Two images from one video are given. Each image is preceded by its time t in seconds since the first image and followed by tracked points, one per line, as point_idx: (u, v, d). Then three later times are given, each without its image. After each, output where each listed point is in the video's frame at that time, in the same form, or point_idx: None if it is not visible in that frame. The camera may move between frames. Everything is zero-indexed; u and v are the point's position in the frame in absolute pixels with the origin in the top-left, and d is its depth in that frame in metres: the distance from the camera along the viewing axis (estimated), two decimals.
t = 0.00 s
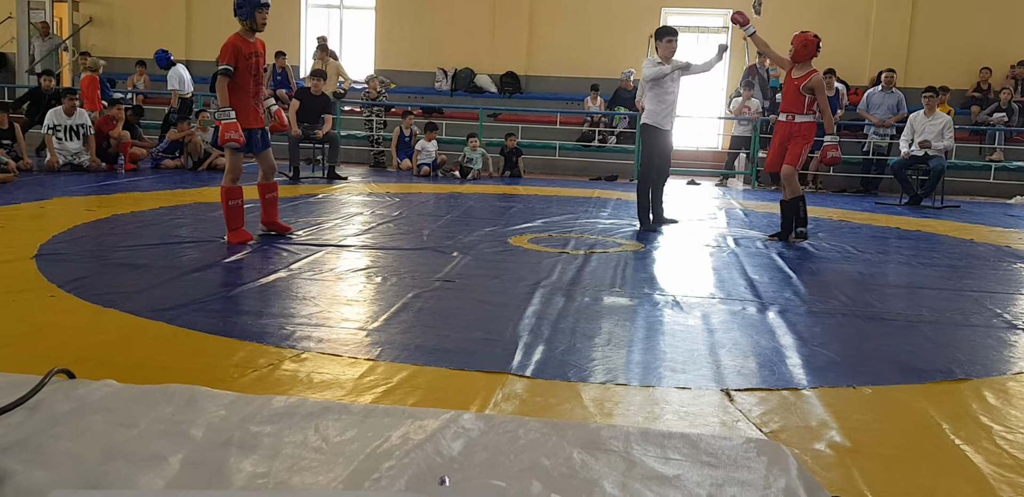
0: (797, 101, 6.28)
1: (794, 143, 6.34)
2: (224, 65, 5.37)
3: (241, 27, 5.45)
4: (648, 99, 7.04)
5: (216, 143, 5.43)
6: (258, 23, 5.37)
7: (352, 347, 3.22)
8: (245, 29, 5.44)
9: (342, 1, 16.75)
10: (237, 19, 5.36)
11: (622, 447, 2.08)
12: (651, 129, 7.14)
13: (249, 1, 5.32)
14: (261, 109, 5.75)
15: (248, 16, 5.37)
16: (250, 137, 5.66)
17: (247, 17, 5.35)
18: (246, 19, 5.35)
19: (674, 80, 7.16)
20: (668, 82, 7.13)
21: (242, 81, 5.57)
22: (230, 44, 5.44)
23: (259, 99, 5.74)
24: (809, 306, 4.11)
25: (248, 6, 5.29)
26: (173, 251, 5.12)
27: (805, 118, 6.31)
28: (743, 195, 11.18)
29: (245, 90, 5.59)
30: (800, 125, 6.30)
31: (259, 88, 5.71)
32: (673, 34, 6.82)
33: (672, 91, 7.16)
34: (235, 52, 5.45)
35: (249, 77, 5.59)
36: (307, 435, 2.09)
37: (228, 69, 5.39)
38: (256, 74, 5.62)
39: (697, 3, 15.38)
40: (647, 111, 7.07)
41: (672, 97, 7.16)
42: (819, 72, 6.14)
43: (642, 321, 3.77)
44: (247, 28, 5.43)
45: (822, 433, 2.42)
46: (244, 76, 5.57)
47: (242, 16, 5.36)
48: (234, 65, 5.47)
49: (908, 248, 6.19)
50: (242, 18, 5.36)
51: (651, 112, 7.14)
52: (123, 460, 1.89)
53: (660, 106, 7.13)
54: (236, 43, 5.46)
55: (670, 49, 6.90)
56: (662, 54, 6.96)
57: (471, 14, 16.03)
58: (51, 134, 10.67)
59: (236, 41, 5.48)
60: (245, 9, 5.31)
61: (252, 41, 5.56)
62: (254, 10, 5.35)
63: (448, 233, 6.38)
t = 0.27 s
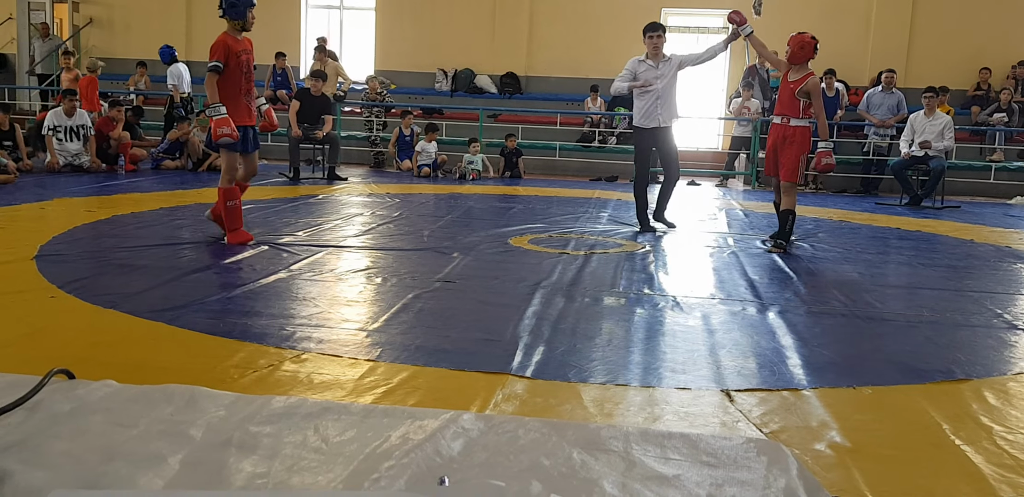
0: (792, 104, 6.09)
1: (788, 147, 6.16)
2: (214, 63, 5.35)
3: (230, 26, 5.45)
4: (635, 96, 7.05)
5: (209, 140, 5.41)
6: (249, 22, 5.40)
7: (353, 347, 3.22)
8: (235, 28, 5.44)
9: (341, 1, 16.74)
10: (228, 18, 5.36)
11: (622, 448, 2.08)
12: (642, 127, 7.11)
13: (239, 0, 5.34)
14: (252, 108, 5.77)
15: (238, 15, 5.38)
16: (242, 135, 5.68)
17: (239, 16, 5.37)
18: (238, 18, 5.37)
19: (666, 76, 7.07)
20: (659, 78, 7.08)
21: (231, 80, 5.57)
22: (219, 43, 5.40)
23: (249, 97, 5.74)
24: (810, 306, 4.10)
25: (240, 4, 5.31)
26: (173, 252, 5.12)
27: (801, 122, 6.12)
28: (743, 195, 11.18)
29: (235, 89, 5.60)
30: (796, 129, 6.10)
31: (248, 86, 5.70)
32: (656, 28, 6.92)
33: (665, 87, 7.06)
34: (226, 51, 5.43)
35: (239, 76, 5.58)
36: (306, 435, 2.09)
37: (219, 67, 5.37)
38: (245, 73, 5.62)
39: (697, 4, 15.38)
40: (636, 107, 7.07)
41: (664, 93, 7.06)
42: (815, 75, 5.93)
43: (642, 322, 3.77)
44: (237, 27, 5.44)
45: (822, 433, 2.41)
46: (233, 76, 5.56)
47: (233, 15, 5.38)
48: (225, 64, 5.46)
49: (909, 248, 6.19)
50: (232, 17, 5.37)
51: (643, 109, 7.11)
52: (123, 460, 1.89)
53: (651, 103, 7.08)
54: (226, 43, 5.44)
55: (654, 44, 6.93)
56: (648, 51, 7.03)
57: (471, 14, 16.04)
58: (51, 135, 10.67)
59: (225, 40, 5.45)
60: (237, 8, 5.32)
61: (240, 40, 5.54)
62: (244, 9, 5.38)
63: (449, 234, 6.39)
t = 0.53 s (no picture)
0: (793, 99, 5.93)
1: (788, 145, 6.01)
2: (204, 67, 5.36)
3: (220, 29, 5.43)
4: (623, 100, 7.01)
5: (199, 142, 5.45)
6: (239, 25, 5.40)
7: (352, 348, 3.23)
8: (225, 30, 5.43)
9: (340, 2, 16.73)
10: (218, 21, 5.35)
11: (621, 449, 2.08)
12: (631, 131, 7.07)
13: (229, 3, 5.32)
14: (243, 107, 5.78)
15: (229, 18, 5.37)
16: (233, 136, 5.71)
17: (229, 19, 5.36)
18: (227, 21, 5.36)
19: (656, 79, 6.99)
20: (649, 82, 7.02)
21: (223, 81, 5.57)
22: (212, 47, 5.39)
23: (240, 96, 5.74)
24: (809, 306, 4.11)
25: (230, 8, 5.30)
26: (172, 254, 5.11)
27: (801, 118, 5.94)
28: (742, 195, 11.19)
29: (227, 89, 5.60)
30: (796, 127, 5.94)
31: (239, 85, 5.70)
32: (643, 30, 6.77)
33: (654, 90, 6.99)
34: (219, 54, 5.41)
35: (230, 77, 5.58)
36: (306, 437, 2.09)
37: (210, 71, 5.38)
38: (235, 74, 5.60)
39: (696, 4, 15.37)
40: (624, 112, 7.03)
41: (654, 96, 6.99)
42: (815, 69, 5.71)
43: (641, 322, 3.78)
44: (228, 30, 5.43)
45: (822, 433, 2.42)
46: (226, 77, 5.56)
47: (222, 18, 5.37)
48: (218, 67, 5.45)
49: (907, 248, 6.19)
50: (222, 20, 5.36)
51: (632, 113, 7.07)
52: (122, 463, 1.89)
53: (640, 107, 7.02)
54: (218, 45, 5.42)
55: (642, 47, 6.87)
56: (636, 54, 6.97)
57: (470, 15, 16.03)
58: (50, 135, 10.67)
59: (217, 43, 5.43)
60: (227, 11, 5.31)
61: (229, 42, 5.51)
62: (234, 11, 5.37)
63: (448, 234, 6.39)
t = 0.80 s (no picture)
0: (788, 98, 5.78)
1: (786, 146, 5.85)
2: (196, 64, 5.36)
3: (214, 29, 5.44)
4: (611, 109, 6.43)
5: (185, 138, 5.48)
6: (235, 26, 5.41)
7: (352, 347, 3.23)
8: (218, 30, 5.44)
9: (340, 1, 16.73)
10: (214, 21, 5.35)
11: (621, 451, 2.08)
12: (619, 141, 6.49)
13: (226, 4, 5.34)
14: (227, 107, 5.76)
15: (223, 18, 5.38)
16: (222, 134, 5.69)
17: (225, 19, 5.37)
18: (223, 21, 5.36)
19: (647, 90, 6.42)
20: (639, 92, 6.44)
21: (214, 80, 5.59)
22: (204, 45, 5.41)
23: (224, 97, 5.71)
24: (809, 305, 4.11)
25: (227, 9, 5.31)
26: (172, 253, 5.11)
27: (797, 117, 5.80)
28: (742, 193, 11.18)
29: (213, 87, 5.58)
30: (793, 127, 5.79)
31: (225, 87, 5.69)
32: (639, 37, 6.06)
33: (644, 101, 6.43)
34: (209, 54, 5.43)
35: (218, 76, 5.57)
36: (305, 439, 2.09)
37: (201, 68, 5.38)
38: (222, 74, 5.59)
39: (696, 2, 15.36)
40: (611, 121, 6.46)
41: (643, 108, 6.43)
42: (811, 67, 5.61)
43: (641, 321, 3.77)
44: (222, 30, 5.43)
45: (821, 432, 2.42)
46: (216, 76, 5.58)
47: (218, 19, 5.37)
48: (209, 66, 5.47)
49: (907, 246, 6.19)
50: (218, 21, 5.37)
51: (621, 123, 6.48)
52: (123, 465, 1.89)
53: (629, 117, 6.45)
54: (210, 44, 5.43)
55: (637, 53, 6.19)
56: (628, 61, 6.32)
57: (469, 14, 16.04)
58: (50, 135, 10.66)
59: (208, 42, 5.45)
60: (224, 12, 5.32)
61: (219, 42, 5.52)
62: (230, 12, 5.38)
63: (448, 233, 6.39)
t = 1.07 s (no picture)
0: (776, 95, 5.66)
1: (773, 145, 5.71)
2: (189, 64, 5.36)
3: (205, 29, 5.42)
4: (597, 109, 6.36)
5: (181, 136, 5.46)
6: (226, 25, 5.39)
7: (352, 348, 3.22)
8: (209, 31, 5.42)
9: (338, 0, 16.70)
10: (205, 21, 5.34)
11: (623, 453, 2.08)
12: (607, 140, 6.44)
13: (216, 4, 5.33)
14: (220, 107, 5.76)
15: (215, 18, 5.36)
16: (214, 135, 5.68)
17: (215, 19, 5.36)
18: (214, 21, 5.35)
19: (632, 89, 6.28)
20: (625, 91, 6.31)
21: (208, 80, 5.58)
22: (196, 45, 5.39)
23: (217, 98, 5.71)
24: (808, 304, 4.11)
25: (218, 8, 5.31)
26: (171, 254, 5.10)
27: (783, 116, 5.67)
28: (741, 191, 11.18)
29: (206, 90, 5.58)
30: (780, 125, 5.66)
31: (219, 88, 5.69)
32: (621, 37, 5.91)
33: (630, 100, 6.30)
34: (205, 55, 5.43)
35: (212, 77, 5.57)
36: (308, 443, 2.09)
37: (195, 68, 5.38)
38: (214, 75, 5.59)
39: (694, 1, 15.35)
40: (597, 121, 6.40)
41: (629, 107, 6.32)
42: (801, 63, 5.51)
43: (641, 320, 3.77)
44: (213, 30, 5.42)
45: (822, 432, 2.42)
46: (211, 76, 5.57)
47: (208, 18, 5.36)
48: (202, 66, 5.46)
49: (906, 245, 6.19)
50: (208, 20, 5.35)
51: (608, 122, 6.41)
52: (126, 470, 1.89)
53: (615, 116, 6.37)
54: (203, 45, 5.42)
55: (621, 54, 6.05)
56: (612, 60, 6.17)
57: (468, 13, 16.02)
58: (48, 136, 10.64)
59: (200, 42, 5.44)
60: (215, 11, 5.31)
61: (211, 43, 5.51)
62: (221, 12, 5.38)
63: (447, 232, 6.39)
